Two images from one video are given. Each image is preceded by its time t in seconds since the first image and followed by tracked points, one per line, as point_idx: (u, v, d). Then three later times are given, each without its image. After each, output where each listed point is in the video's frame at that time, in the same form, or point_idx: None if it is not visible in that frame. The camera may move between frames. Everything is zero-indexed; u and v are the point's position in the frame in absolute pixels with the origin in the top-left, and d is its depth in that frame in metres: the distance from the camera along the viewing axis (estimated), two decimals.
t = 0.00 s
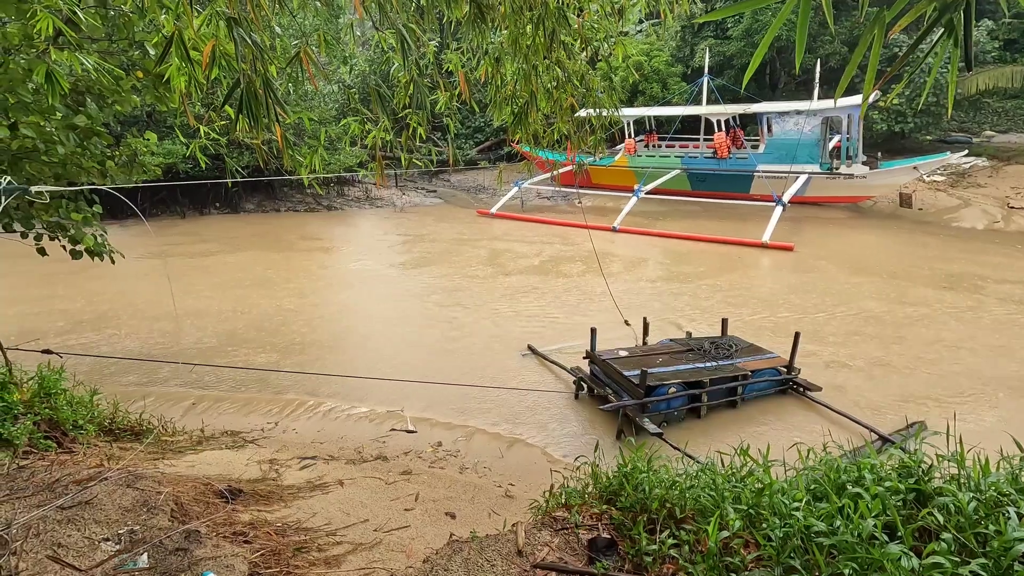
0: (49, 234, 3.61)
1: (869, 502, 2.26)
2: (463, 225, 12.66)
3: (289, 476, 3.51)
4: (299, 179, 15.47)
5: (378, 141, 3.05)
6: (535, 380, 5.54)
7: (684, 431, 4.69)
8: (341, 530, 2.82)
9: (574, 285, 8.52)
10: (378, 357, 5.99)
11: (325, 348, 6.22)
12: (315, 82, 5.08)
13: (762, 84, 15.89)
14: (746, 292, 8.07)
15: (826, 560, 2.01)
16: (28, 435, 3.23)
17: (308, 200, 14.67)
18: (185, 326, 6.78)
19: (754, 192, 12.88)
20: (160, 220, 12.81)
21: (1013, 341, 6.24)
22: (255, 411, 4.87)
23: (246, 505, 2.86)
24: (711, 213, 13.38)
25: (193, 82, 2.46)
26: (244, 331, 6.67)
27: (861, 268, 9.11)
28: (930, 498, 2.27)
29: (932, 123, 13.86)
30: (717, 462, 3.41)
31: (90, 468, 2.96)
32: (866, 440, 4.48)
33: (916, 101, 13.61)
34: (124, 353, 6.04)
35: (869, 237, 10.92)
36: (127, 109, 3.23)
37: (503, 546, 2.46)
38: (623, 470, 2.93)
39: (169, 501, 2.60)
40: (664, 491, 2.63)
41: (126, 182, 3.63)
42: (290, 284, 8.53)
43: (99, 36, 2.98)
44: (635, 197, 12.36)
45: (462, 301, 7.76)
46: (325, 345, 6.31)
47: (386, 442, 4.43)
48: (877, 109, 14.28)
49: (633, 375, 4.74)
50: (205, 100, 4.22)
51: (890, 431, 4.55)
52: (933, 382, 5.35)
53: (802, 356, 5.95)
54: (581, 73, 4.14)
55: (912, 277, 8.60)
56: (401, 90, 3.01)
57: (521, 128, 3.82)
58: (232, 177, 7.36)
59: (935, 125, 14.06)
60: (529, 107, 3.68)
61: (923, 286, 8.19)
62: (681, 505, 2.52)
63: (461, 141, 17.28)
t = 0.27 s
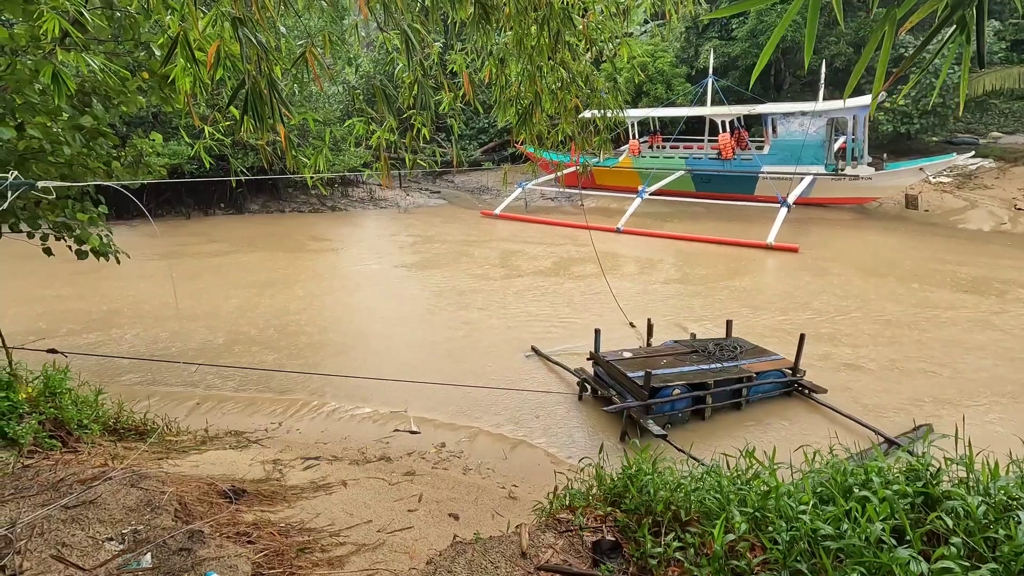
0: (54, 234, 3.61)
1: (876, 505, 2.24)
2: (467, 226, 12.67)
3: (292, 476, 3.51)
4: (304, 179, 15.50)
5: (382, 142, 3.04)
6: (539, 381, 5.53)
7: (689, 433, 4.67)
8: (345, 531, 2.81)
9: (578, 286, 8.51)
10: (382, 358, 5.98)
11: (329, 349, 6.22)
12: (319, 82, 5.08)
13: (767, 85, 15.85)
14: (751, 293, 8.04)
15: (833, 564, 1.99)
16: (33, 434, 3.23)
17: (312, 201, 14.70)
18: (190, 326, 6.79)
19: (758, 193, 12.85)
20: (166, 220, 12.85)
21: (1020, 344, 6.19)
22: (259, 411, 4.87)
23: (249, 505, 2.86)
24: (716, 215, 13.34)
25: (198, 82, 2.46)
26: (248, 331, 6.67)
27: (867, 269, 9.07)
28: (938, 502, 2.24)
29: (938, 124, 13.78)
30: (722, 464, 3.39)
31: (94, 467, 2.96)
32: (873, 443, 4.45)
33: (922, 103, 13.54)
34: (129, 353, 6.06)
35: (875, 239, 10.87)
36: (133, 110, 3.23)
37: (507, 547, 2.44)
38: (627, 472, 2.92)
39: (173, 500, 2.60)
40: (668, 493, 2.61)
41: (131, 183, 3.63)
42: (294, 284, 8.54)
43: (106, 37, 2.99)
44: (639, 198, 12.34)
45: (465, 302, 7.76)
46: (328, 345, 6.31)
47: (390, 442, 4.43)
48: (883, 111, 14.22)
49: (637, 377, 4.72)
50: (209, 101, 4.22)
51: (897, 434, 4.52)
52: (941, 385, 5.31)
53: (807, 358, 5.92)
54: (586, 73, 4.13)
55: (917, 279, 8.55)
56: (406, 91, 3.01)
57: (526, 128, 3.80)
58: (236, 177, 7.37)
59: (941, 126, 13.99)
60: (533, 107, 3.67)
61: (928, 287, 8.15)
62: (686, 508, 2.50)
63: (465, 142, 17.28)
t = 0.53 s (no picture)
0: (56, 234, 3.61)
1: (882, 509, 2.22)
2: (469, 227, 12.66)
3: (294, 478, 3.50)
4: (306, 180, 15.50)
5: (385, 143, 3.03)
6: (541, 382, 5.51)
7: (691, 435, 4.65)
8: (346, 533, 2.80)
9: (580, 288, 8.49)
10: (383, 359, 5.97)
11: (331, 349, 6.21)
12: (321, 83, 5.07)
13: (770, 86, 15.83)
14: (753, 295, 8.02)
15: (837, 568, 1.97)
16: (34, 435, 3.22)
17: (315, 202, 14.70)
18: (192, 327, 6.78)
19: (761, 194, 12.82)
20: (168, 221, 12.86)
21: None
22: (261, 412, 4.86)
23: (250, 507, 2.85)
24: (718, 216, 13.31)
25: (200, 83, 2.45)
26: (250, 332, 6.67)
27: (870, 271, 9.04)
28: (944, 506, 2.22)
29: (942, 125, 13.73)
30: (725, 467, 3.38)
31: (96, 469, 2.96)
32: (877, 446, 4.42)
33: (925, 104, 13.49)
34: (131, 353, 6.06)
35: (878, 240, 10.84)
36: (135, 111, 3.23)
37: (508, 550, 2.42)
38: (630, 474, 2.90)
39: (173, 502, 2.59)
40: (671, 496, 2.60)
41: (133, 184, 3.63)
42: (296, 285, 8.54)
43: (109, 39, 2.99)
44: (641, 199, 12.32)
45: (467, 303, 7.74)
46: (330, 346, 6.30)
47: (391, 444, 4.42)
48: (886, 112, 14.18)
49: (639, 378, 4.71)
50: (211, 103, 4.21)
51: (901, 436, 4.50)
52: (946, 387, 5.28)
53: (810, 360, 5.90)
54: (588, 75, 4.11)
55: (921, 280, 8.52)
56: (408, 92, 3.00)
57: (528, 130, 3.79)
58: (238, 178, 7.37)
59: (944, 127, 13.94)
60: (536, 108, 3.65)
61: (932, 289, 8.12)
62: (689, 511, 2.48)
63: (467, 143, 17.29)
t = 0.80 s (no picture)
0: (56, 236, 3.61)
1: (883, 513, 2.21)
2: (469, 229, 12.66)
3: (293, 480, 3.49)
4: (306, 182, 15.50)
5: (385, 145, 3.02)
6: (541, 384, 5.51)
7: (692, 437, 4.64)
8: (346, 536, 2.80)
9: (580, 290, 8.49)
10: (383, 361, 5.97)
11: (331, 352, 6.20)
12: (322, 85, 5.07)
13: (769, 88, 15.83)
14: (754, 297, 8.01)
15: (839, 572, 1.97)
16: (33, 438, 3.22)
17: (315, 204, 14.70)
18: (192, 329, 6.78)
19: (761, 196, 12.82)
20: (168, 223, 12.86)
21: None
22: (261, 414, 4.86)
23: (250, 510, 2.84)
24: (718, 217, 13.31)
25: (200, 86, 2.45)
26: (250, 334, 6.67)
27: (870, 272, 9.04)
28: (946, 509, 2.22)
29: (941, 127, 13.72)
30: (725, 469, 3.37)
31: (95, 471, 2.95)
32: (878, 448, 4.42)
33: (925, 105, 13.48)
34: (131, 355, 6.05)
35: (878, 242, 10.83)
36: (136, 113, 3.23)
37: (509, 554, 2.41)
38: (630, 477, 2.89)
39: (173, 505, 2.59)
40: (672, 499, 2.59)
41: (134, 186, 3.62)
42: (296, 287, 8.53)
43: (110, 41, 2.99)
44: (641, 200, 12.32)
45: (467, 305, 7.74)
46: (330, 348, 6.30)
47: (391, 446, 4.41)
48: (885, 113, 14.17)
49: (639, 380, 4.70)
50: (211, 105, 4.19)
51: (902, 439, 4.49)
52: (946, 389, 5.28)
53: (810, 362, 5.89)
54: (589, 77, 4.10)
55: (921, 282, 8.52)
56: (408, 94, 2.99)
57: (529, 132, 3.78)
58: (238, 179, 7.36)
59: (944, 129, 13.93)
60: (536, 110, 3.64)
61: (932, 291, 8.12)
62: (689, 514, 2.48)
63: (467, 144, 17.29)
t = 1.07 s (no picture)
0: (50, 239, 3.59)
1: (879, 514, 2.21)
2: (466, 232, 12.65)
3: (290, 484, 3.48)
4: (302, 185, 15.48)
5: (381, 148, 3.02)
6: (538, 387, 5.50)
7: (690, 439, 4.64)
8: (342, 540, 2.78)
9: (577, 292, 8.49)
10: (380, 364, 5.96)
11: (327, 355, 6.19)
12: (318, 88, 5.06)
13: (765, 91, 15.90)
14: (749, 299, 8.03)
15: (836, 573, 1.97)
16: (27, 442, 3.20)
17: (311, 206, 14.68)
18: (187, 333, 6.76)
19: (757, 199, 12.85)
20: (164, 226, 12.82)
21: (1018, 349, 6.19)
22: (257, 418, 4.84)
23: (246, 514, 2.83)
24: (714, 220, 13.35)
25: (196, 88, 2.45)
26: (246, 337, 6.65)
27: (865, 274, 9.07)
28: (942, 510, 2.22)
29: (935, 129, 13.79)
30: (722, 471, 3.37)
31: (89, 476, 2.93)
32: (874, 450, 4.43)
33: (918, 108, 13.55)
34: (126, 359, 6.03)
35: (873, 244, 10.88)
36: (131, 116, 3.22)
37: (506, 557, 2.40)
38: (628, 480, 2.89)
39: (168, 509, 2.57)
40: (669, 501, 2.59)
41: (129, 188, 3.62)
42: (292, 290, 8.52)
43: (105, 44, 2.99)
44: (637, 203, 12.34)
45: (464, 308, 7.73)
46: (326, 351, 6.29)
47: (388, 449, 4.40)
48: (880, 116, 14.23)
49: (636, 382, 4.70)
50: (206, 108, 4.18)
51: (899, 439, 4.50)
52: (941, 390, 5.30)
53: (806, 364, 5.91)
54: (585, 80, 4.10)
55: (916, 284, 8.55)
56: (405, 96, 2.98)
57: (526, 134, 3.77)
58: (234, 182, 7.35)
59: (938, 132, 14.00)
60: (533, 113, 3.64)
61: (927, 293, 8.15)
62: (687, 516, 2.47)
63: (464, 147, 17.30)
